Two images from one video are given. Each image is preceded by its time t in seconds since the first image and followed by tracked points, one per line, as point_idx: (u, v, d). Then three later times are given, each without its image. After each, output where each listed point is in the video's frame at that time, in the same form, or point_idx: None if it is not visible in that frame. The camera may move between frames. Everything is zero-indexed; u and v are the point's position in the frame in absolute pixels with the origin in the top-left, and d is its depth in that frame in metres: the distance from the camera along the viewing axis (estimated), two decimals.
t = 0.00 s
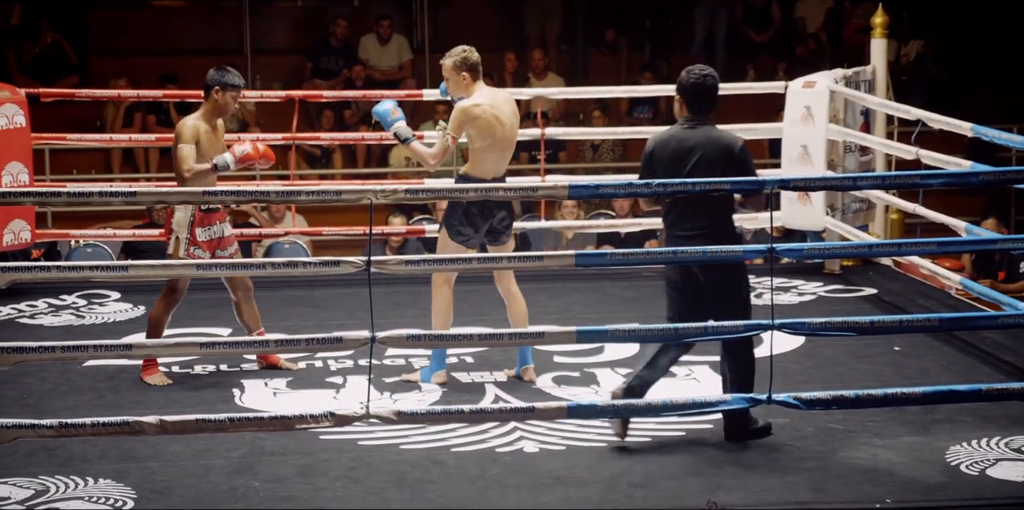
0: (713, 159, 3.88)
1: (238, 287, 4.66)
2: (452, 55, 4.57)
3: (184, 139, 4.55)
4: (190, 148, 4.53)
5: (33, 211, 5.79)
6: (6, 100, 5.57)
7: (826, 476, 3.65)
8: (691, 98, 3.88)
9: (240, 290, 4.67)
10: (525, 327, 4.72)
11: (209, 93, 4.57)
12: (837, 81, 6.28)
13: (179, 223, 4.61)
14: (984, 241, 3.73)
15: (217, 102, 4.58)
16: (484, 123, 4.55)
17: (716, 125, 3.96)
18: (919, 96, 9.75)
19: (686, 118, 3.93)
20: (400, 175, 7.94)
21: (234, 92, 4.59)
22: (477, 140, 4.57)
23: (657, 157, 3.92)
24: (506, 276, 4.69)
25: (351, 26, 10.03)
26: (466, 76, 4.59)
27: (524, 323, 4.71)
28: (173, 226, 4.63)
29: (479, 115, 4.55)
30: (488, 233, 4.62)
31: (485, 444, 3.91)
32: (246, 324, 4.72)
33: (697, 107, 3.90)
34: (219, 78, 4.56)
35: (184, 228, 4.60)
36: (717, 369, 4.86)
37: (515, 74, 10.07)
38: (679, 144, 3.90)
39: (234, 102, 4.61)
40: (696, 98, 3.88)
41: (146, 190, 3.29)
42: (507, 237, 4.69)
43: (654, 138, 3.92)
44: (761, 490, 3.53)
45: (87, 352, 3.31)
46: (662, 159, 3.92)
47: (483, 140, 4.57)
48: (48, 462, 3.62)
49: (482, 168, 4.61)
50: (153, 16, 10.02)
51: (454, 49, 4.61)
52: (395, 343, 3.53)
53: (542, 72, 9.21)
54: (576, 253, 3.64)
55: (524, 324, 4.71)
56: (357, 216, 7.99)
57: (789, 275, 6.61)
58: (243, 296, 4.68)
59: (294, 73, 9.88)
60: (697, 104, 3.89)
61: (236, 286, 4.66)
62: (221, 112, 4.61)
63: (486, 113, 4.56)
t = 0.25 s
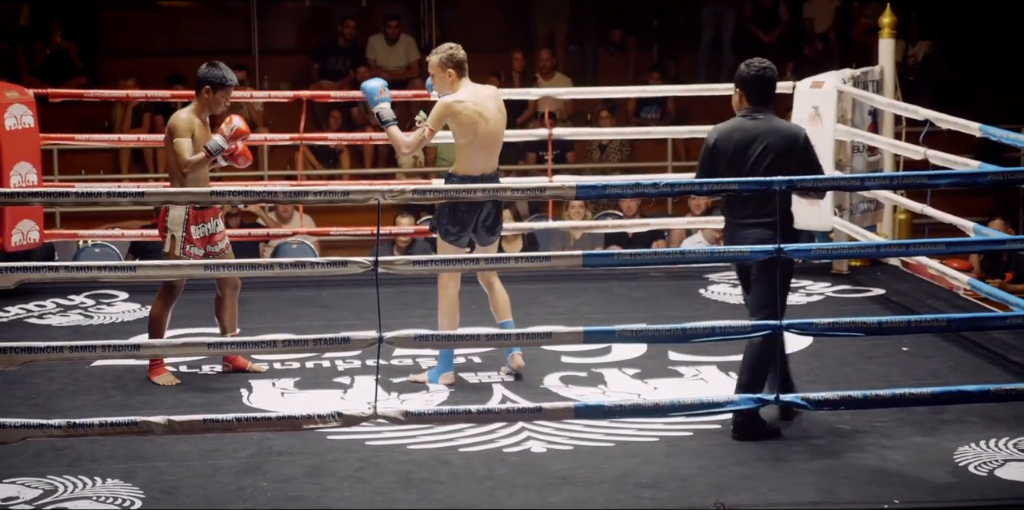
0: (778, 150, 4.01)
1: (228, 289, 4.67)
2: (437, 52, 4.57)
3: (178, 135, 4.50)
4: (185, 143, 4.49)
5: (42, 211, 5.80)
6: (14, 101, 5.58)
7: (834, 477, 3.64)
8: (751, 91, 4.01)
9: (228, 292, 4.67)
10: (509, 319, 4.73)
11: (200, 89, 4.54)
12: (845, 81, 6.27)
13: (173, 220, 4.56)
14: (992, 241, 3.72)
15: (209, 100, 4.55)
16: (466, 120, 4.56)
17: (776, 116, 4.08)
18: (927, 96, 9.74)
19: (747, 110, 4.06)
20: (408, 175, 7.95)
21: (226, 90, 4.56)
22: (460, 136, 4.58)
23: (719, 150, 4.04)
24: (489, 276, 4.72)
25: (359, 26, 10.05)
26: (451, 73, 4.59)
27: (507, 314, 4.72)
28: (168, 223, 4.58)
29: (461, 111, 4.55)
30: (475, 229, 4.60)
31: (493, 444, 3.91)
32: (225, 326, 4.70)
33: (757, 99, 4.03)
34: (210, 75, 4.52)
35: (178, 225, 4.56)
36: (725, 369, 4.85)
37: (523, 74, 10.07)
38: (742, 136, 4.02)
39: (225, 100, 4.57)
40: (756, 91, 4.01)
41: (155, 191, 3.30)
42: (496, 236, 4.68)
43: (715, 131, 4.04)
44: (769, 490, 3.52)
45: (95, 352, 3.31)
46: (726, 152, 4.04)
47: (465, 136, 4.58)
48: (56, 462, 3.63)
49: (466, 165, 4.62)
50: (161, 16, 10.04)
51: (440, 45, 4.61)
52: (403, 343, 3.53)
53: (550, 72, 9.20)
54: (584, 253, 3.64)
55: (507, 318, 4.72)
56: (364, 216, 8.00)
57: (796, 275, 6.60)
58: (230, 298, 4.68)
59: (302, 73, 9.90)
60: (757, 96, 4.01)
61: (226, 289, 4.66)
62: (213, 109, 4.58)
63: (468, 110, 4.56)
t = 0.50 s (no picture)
0: (832, 154, 4.15)
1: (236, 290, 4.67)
2: (445, 54, 4.56)
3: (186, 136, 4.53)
4: (192, 143, 4.51)
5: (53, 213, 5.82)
6: (25, 103, 5.60)
7: (845, 478, 3.63)
8: (801, 98, 4.16)
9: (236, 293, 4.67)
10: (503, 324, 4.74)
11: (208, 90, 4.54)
12: (855, 82, 6.26)
13: (181, 221, 4.56)
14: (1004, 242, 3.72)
15: (217, 99, 4.56)
16: (477, 122, 4.56)
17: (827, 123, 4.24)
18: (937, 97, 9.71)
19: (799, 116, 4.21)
20: (418, 176, 7.97)
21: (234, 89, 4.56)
22: (468, 138, 4.57)
23: (775, 157, 4.21)
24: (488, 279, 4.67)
25: (369, 27, 10.07)
26: (459, 74, 4.58)
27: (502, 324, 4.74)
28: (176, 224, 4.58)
29: (471, 112, 4.55)
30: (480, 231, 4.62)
31: (503, 445, 3.91)
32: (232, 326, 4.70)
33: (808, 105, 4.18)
34: (218, 75, 4.53)
35: (187, 227, 4.57)
36: (735, 371, 4.84)
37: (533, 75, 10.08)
38: (796, 143, 4.18)
39: (234, 99, 4.57)
40: (805, 97, 4.16)
41: (165, 193, 3.31)
42: (499, 234, 4.69)
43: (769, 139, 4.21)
44: (780, 492, 3.51)
45: (107, 353, 3.32)
46: (782, 159, 4.21)
47: (474, 138, 4.57)
48: (68, 463, 3.64)
49: (475, 167, 4.62)
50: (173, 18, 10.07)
51: (448, 47, 4.60)
52: (414, 344, 3.53)
53: (560, 73, 9.20)
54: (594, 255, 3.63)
55: (502, 322, 4.73)
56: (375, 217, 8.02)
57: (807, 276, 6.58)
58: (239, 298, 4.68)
59: (312, 75, 9.92)
60: (808, 101, 4.16)
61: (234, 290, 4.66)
62: (222, 109, 4.58)
63: (478, 112, 4.56)
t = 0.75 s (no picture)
0: (882, 140, 4.26)
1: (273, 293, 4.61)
2: (459, 53, 4.56)
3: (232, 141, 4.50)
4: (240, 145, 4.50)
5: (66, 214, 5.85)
6: (40, 104, 5.62)
7: (859, 480, 3.62)
8: (854, 84, 4.30)
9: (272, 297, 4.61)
10: (518, 325, 4.74)
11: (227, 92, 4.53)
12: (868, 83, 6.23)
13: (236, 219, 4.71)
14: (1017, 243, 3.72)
15: (235, 100, 4.56)
16: (498, 119, 4.56)
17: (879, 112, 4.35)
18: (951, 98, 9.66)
19: (851, 103, 4.35)
20: (431, 177, 7.98)
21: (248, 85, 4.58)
22: (490, 135, 4.56)
23: (824, 140, 4.34)
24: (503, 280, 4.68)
25: (382, 29, 10.09)
26: (474, 73, 4.58)
27: (516, 322, 4.73)
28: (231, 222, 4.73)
29: (494, 110, 4.55)
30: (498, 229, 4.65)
31: (517, 447, 3.90)
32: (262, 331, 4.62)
33: (861, 92, 4.31)
34: (233, 75, 4.52)
35: (241, 224, 4.70)
36: (749, 372, 4.83)
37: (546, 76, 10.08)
38: (847, 129, 4.29)
39: (249, 96, 4.59)
40: (858, 84, 4.30)
41: (178, 194, 3.32)
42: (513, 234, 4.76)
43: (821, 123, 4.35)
44: (793, 493, 3.50)
45: (120, 355, 3.33)
46: (831, 143, 4.33)
47: (496, 135, 4.57)
48: (82, 464, 3.65)
49: (497, 165, 4.61)
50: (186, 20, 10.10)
51: (460, 47, 4.60)
52: (426, 346, 3.53)
53: (573, 74, 9.19)
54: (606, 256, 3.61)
55: (517, 324, 4.73)
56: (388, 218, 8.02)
57: (821, 278, 6.56)
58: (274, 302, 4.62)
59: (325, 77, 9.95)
60: (861, 88, 4.30)
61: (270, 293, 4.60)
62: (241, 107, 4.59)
63: (499, 109, 4.56)
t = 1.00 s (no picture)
0: (941, 142, 4.33)
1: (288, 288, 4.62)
2: (475, 59, 4.56)
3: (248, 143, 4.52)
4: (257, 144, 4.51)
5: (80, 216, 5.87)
6: (54, 107, 5.64)
7: (873, 482, 3.60)
8: (910, 91, 4.35)
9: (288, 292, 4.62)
10: (528, 329, 4.74)
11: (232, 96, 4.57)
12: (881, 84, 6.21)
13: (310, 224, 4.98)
14: None
15: (240, 103, 4.60)
16: (517, 124, 4.58)
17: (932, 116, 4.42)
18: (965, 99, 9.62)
19: (906, 108, 4.39)
20: (443, 179, 7.99)
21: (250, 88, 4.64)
22: (511, 141, 4.58)
23: (883, 146, 4.36)
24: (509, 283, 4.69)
25: (395, 31, 10.12)
26: (490, 78, 4.58)
27: (526, 324, 4.73)
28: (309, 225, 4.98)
29: (512, 117, 4.56)
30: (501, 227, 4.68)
31: (529, 449, 3.90)
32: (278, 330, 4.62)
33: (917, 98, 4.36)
34: (235, 79, 4.57)
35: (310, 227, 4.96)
36: (762, 374, 4.82)
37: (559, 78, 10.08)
38: (907, 132, 4.34)
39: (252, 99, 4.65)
40: (914, 89, 4.35)
41: (191, 195, 3.32)
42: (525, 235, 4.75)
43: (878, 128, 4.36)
44: (807, 495, 3.49)
45: (133, 356, 3.33)
46: (889, 148, 4.36)
47: (515, 140, 4.59)
48: (95, 465, 3.66)
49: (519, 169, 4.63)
50: (200, 22, 10.13)
51: (475, 52, 4.60)
52: (439, 348, 3.53)
53: (586, 75, 9.18)
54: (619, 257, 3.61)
55: (527, 328, 4.73)
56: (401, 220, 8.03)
57: (834, 280, 6.54)
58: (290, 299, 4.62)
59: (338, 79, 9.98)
60: (918, 94, 4.35)
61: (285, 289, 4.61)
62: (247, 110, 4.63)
63: (518, 114, 4.58)
